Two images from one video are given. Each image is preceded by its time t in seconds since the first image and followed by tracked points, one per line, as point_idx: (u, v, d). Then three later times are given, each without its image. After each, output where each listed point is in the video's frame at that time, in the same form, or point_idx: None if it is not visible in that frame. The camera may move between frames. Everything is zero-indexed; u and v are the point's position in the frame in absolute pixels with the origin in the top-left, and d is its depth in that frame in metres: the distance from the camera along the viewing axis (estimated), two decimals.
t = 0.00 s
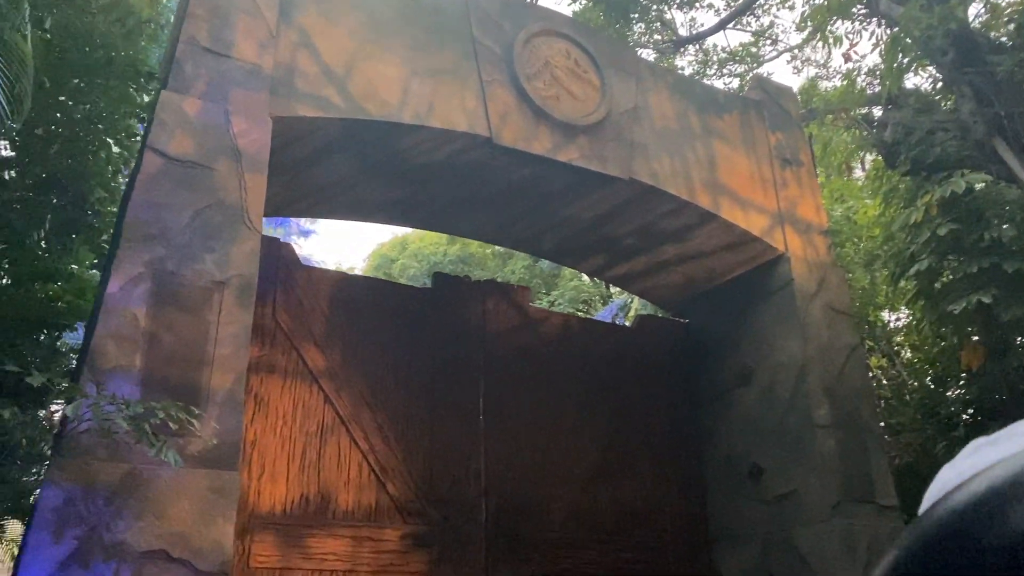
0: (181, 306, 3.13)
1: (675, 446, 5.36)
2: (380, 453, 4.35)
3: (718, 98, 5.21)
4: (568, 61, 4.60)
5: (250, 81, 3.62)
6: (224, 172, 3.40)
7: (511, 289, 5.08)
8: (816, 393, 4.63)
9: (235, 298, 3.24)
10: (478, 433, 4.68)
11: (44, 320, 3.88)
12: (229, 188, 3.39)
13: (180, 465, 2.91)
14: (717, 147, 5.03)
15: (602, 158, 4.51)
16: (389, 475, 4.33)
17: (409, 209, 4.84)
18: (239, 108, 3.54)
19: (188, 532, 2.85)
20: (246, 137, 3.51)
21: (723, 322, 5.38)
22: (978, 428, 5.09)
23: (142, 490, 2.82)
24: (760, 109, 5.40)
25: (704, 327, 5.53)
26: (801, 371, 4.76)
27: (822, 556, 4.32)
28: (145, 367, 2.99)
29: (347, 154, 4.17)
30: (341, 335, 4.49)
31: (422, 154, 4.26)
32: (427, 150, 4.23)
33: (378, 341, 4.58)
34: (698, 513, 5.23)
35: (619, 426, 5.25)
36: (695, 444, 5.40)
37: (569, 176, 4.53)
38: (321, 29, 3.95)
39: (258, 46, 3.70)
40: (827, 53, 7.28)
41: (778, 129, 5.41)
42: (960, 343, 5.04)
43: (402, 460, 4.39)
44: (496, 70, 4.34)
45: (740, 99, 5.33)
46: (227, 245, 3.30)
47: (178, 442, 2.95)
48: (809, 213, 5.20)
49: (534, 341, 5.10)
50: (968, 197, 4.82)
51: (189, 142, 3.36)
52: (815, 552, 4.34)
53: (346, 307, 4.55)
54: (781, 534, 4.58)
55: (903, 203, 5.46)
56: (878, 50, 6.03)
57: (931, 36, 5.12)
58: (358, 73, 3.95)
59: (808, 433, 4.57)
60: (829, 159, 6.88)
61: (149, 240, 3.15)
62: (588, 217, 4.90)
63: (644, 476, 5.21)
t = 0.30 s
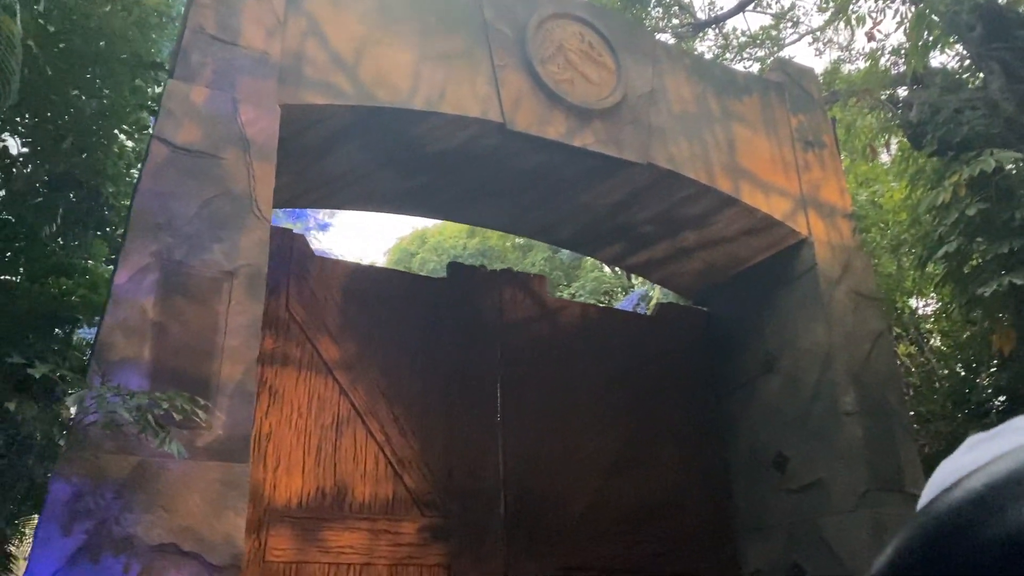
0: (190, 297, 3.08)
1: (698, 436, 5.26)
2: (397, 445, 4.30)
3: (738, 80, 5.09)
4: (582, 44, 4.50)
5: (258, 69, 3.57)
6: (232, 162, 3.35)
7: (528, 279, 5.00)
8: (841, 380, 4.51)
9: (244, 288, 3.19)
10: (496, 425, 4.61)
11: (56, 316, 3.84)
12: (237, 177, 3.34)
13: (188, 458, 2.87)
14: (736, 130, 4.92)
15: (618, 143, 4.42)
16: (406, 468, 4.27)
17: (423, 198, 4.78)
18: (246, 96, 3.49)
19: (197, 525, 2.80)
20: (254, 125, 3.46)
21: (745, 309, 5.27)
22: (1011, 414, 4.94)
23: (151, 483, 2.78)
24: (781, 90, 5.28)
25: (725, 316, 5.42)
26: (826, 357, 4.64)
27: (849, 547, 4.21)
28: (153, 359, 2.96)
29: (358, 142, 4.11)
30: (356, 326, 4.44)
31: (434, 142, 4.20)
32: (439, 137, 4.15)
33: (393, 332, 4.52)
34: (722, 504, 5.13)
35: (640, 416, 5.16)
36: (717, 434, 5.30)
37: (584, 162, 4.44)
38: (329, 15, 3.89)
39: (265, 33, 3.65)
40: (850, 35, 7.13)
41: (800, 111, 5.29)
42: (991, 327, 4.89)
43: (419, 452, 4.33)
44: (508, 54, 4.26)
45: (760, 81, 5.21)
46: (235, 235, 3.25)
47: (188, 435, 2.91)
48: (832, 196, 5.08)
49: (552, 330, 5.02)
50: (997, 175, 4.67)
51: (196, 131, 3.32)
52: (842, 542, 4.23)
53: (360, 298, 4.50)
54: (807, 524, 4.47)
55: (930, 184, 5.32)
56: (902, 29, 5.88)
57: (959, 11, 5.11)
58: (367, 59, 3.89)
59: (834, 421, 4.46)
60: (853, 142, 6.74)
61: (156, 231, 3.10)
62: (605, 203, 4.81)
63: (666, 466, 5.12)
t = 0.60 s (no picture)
0: (198, 285, 3.04)
1: (720, 423, 5.17)
2: (413, 434, 4.24)
3: (756, 58, 4.97)
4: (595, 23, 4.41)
5: (264, 53, 3.52)
6: (239, 147, 3.30)
7: (545, 264, 4.93)
8: (866, 363, 4.40)
9: (253, 275, 3.15)
10: (513, 413, 4.55)
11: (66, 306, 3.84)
12: (245, 162, 3.29)
13: (198, 447, 2.83)
14: (755, 109, 4.80)
15: (634, 123, 4.32)
16: (422, 457, 4.22)
17: (437, 184, 4.72)
18: (253, 81, 3.44)
19: (207, 515, 2.77)
20: (261, 111, 3.40)
21: (766, 293, 5.16)
22: None
23: (160, 473, 2.75)
24: (802, 68, 5.15)
25: (747, 300, 5.31)
26: (850, 340, 4.53)
27: (877, 534, 4.11)
28: (161, 348, 2.92)
29: (369, 127, 4.05)
30: (370, 314, 4.39)
31: (446, 126, 4.13)
32: (450, 120, 4.09)
33: (407, 320, 4.47)
34: (745, 491, 5.03)
35: (660, 402, 5.07)
36: (740, 421, 5.21)
37: (599, 144, 4.35)
38: None
39: (272, 17, 3.60)
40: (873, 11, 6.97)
41: (822, 89, 5.16)
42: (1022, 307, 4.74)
43: (435, 441, 4.28)
44: (520, 35, 4.17)
45: (780, 59, 5.08)
46: (243, 222, 3.20)
47: (198, 424, 2.87)
48: (855, 175, 4.95)
49: (569, 317, 4.95)
50: None
51: (203, 117, 3.27)
52: (869, 529, 4.13)
53: (374, 287, 4.45)
54: (833, 511, 4.38)
55: (957, 161, 5.17)
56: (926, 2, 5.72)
57: None
58: (376, 42, 3.82)
59: (859, 405, 4.36)
60: (877, 122, 6.59)
61: (163, 218, 3.06)
62: (622, 187, 4.72)
63: (688, 454, 5.03)
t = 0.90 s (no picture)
0: (204, 271, 3.00)
1: (742, 408, 5.07)
2: (428, 422, 4.19)
3: (775, 33, 4.84)
4: None
5: (269, 36, 3.46)
6: (245, 131, 3.25)
7: (560, 248, 4.85)
8: (891, 344, 4.29)
9: (260, 261, 3.09)
10: (529, 400, 4.48)
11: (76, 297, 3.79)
12: (251, 146, 3.23)
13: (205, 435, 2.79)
14: (774, 86, 4.68)
15: (649, 101, 4.23)
16: (438, 444, 4.17)
17: (449, 168, 4.65)
18: (257, 64, 3.38)
19: (216, 504, 2.72)
20: (266, 94, 3.35)
21: (788, 274, 5.05)
22: None
23: (167, 461, 2.70)
24: (822, 43, 5.01)
25: (767, 281, 5.20)
26: (875, 321, 4.41)
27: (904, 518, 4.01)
28: (168, 335, 2.88)
29: (378, 111, 3.99)
30: (383, 301, 4.33)
31: (456, 108, 4.06)
32: (460, 102, 4.01)
33: (421, 307, 4.41)
34: (768, 477, 4.94)
35: (680, 387, 4.98)
36: (762, 405, 5.11)
37: (613, 123, 4.25)
38: None
39: None
40: None
41: (843, 64, 5.02)
42: None
43: (450, 428, 4.22)
44: (530, 13, 4.09)
45: (799, 34, 4.95)
46: (250, 206, 3.15)
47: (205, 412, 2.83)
48: (878, 152, 4.82)
49: (585, 302, 4.87)
50: None
51: (207, 100, 3.22)
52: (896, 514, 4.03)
53: (387, 273, 4.39)
54: (858, 496, 4.27)
55: (984, 136, 5.02)
56: None
57: None
58: (383, 23, 3.75)
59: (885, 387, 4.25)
60: (900, 99, 6.43)
61: (168, 204, 3.02)
62: (638, 167, 4.62)
63: (709, 439, 4.94)
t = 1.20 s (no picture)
0: (210, 256, 2.95)
1: (763, 391, 4.98)
2: (442, 408, 4.13)
3: (793, 7, 4.71)
4: None
5: (272, 17, 3.40)
6: (249, 114, 3.19)
7: (575, 231, 4.77)
8: (916, 324, 4.17)
9: (266, 246, 3.04)
10: (546, 385, 4.41)
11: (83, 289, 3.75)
12: (255, 129, 3.17)
13: (212, 423, 2.74)
14: (793, 60, 4.56)
15: (664, 78, 4.12)
16: (453, 431, 4.11)
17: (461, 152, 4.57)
18: (261, 46, 3.32)
19: (224, 492, 2.68)
20: (270, 76, 3.29)
21: (809, 254, 4.93)
22: None
23: (174, 449, 2.66)
24: (842, 15, 4.87)
25: (788, 262, 5.09)
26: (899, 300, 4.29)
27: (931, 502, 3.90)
28: (174, 322, 2.83)
29: (386, 93, 3.92)
30: (396, 286, 4.27)
31: (466, 89, 3.98)
32: (470, 82, 3.93)
33: (434, 293, 4.35)
34: (791, 461, 4.84)
35: (700, 371, 4.89)
36: (784, 389, 5.01)
37: (627, 102, 4.16)
38: None
39: None
40: None
41: (864, 36, 4.88)
42: None
43: (465, 414, 4.16)
44: None
45: (818, 7, 4.81)
46: (255, 190, 3.09)
47: (212, 399, 2.78)
48: (902, 127, 4.68)
49: (601, 285, 4.78)
50: None
51: (211, 83, 3.16)
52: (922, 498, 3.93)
53: (399, 259, 4.33)
54: (883, 479, 4.17)
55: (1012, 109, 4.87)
56: None
57: None
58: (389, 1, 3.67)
59: (910, 368, 4.14)
60: (924, 73, 6.26)
61: (172, 189, 2.97)
62: (653, 147, 4.53)
63: (729, 424, 4.85)
